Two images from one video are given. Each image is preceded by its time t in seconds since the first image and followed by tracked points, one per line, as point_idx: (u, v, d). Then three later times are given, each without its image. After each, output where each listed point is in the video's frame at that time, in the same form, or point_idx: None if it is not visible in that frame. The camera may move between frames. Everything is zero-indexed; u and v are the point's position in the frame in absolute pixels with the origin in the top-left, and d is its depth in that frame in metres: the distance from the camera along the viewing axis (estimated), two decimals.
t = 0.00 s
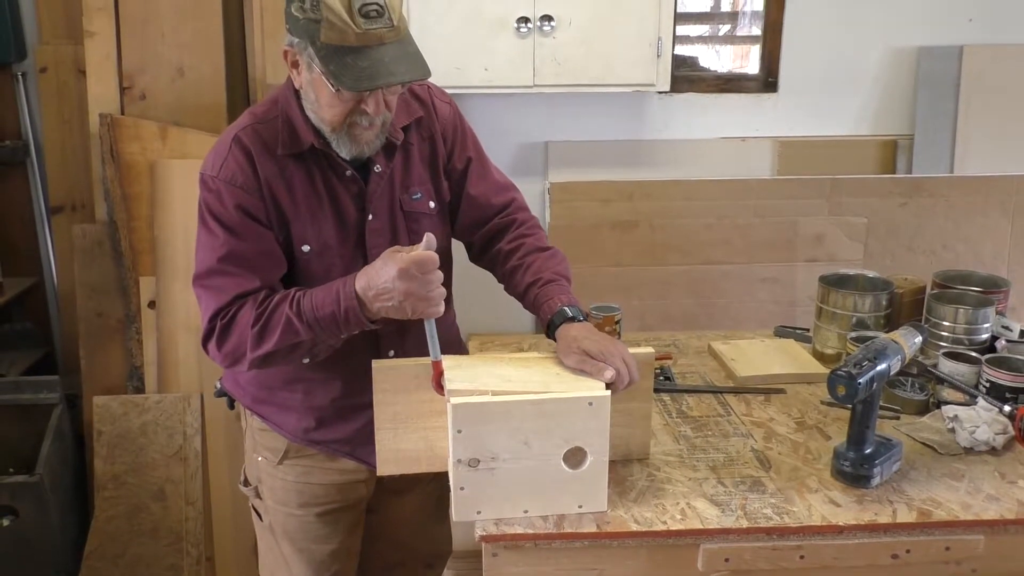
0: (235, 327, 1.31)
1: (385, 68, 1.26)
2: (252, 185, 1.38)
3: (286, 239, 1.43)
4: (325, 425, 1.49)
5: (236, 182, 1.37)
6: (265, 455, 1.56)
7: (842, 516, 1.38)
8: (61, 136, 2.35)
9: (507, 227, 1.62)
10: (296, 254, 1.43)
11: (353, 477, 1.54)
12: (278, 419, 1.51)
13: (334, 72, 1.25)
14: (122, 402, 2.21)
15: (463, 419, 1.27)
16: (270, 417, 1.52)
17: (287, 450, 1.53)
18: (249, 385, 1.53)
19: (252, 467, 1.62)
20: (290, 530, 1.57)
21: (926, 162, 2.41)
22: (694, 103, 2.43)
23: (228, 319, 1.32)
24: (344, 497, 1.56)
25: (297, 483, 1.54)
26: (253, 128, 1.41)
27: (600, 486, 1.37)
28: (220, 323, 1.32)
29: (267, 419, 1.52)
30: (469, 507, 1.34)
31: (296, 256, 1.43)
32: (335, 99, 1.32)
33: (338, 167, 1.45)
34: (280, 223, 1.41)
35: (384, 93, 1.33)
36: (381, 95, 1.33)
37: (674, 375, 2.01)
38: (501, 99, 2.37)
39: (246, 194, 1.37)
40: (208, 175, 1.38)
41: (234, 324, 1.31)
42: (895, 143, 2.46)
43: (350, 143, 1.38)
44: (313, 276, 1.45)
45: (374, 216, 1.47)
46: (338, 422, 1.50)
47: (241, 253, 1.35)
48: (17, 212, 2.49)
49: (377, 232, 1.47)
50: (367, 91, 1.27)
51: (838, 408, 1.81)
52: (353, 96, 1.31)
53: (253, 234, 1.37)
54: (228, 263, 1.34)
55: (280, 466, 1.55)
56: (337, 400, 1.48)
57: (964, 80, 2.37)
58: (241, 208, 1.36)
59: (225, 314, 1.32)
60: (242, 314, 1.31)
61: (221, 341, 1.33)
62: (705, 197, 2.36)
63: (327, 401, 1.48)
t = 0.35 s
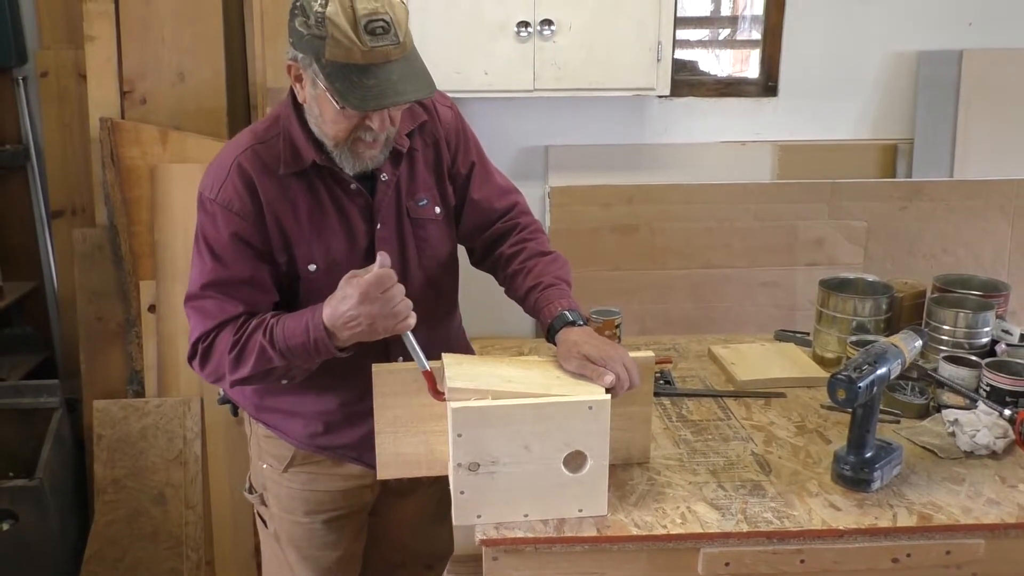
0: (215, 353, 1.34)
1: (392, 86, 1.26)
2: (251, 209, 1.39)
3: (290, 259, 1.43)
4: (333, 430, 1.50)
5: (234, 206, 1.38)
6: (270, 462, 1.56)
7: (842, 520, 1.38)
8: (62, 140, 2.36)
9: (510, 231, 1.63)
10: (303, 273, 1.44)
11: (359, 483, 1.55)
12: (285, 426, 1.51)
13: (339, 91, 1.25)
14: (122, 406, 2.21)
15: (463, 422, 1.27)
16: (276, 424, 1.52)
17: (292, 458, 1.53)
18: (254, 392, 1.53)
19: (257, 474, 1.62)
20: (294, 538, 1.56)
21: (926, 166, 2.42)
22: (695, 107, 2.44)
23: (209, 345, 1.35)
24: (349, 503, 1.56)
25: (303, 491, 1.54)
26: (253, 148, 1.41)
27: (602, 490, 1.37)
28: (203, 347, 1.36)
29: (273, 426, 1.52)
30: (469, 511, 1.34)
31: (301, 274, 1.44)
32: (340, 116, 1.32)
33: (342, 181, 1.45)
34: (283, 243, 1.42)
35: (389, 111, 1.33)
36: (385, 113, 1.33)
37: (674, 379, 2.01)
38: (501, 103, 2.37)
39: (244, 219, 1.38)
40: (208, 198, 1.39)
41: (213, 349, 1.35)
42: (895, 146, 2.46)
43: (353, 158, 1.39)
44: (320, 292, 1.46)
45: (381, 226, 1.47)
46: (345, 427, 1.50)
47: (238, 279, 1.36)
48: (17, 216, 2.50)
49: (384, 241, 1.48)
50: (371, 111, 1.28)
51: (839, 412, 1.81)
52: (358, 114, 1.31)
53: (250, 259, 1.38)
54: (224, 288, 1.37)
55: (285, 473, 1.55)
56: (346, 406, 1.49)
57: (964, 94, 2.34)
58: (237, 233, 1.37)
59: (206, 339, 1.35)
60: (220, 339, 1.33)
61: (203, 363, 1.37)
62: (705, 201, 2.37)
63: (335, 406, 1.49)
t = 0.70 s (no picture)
0: (213, 360, 1.35)
1: (376, 82, 1.26)
2: (238, 212, 1.39)
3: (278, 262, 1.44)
4: (329, 435, 1.50)
5: (222, 209, 1.38)
6: (267, 467, 1.56)
7: (843, 522, 1.38)
8: (63, 142, 2.36)
9: (507, 233, 1.62)
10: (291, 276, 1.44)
11: (355, 487, 1.55)
12: (279, 429, 1.51)
13: (325, 86, 1.25)
14: (122, 408, 2.21)
15: (463, 424, 1.27)
16: (271, 428, 1.51)
17: (289, 462, 1.53)
18: (248, 396, 1.53)
19: (254, 478, 1.62)
20: (291, 542, 1.57)
21: (926, 169, 2.42)
22: (695, 109, 2.44)
23: (207, 352, 1.36)
24: (346, 507, 1.56)
25: (299, 495, 1.54)
26: (240, 152, 1.41)
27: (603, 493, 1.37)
28: (203, 353, 1.37)
29: (268, 430, 1.52)
30: (470, 513, 1.34)
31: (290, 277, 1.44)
32: (326, 112, 1.31)
33: (329, 183, 1.45)
34: (272, 247, 1.42)
35: (375, 106, 1.33)
36: (371, 108, 1.32)
37: (674, 381, 2.01)
38: (501, 104, 2.37)
39: (232, 223, 1.39)
40: (198, 201, 1.40)
41: (212, 355, 1.36)
42: (895, 148, 2.46)
43: (342, 155, 1.37)
44: (310, 295, 1.46)
45: (371, 227, 1.47)
46: (340, 431, 1.50)
47: (225, 283, 1.37)
48: (17, 219, 2.50)
49: (374, 243, 1.48)
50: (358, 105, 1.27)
51: (839, 414, 1.81)
52: (345, 110, 1.30)
53: (238, 264, 1.39)
54: (213, 292, 1.37)
55: (281, 478, 1.54)
56: (341, 410, 1.49)
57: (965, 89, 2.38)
58: (225, 237, 1.38)
59: (206, 346, 1.36)
60: (219, 346, 1.35)
61: (205, 370, 1.38)
62: (706, 202, 2.37)
63: (330, 410, 1.49)
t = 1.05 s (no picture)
0: (227, 356, 1.34)
1: (364, 79, 1.26)
2: (234, 208, 1.39)
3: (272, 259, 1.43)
4: (321, 435, 1.50)
5: (217, 206, 1.38)
6: (261, 466, 1.57)
7: (843, 522, 1.38)
8: (63, 143, 2.36)
9: (503, 235, 1.62)
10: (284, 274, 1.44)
11: (349, 487, 1.55)
12: (272, 429, 1.52)
13: (313, 84, 1.25)
14: (123, 409, 2.21)
15: (464, 425, 1.27)
16: (264, 427, 1.52)
17: (282, 461, 1.54)
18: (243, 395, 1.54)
19: (248, 478, 1.63)
20: (285, 542, 1.58)
21: (926, 169, 2.42)
22: (695, 109, 2.44)
23: (220, 349, 1.35)
24: (339, 507, 1.57)
25: (293, 494, 1.55)
26: (234, 149, 1.41)
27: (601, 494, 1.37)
28: (214, 352, 1.36)
29: (261, 429, 1.53)
30: (470, 513, 1.34)
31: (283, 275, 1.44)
32: (315, 110, 1.31)
33: (323, 182, 1.45)
34: (265, 244, 1.42)
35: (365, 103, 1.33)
36: (361, 105, 1.32)
37: (675, 382, 2.00)
38: (502, 105, 2.38)
39: (228, 218, 1.39)
40: (194, 198, 1.40)
41: (226, 352, 1.35)
42: (894, 150, 2.45)
43: (334, 154, 1.38)
44: (303, 294, 1.46)
45: (363, 226, 1.47)
46: (332, 432, 1.50)
47: (220, 279, 1.37)
48: (17, 219, 2.50)
49: (366, 242, 1.48)
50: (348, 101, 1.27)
51: (839, 415, 1.81)
52: (334, 107, 1.30)
53: (233, 261, 1.38)
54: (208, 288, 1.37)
55: (274, 477, 1.55)
56: (333, 412, 1.49)
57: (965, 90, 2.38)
58: (221, 234, 1.38)
59: (218, 344, 1.35)
60: (233, 342, 1.34)
61: (216, 369, 1.37)
62: (706, 203, 2.37)
63: (323, 412, 1.49)
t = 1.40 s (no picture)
0: (207, 375, 1.35)
1: (356, 99, 1.26)
2: (227, 227, 1.39)
3: (267, 274, 1.44)
4: (317, 436, 1.50)
5: (210, 224, 1.38)
6: (257, 465, 1.58)
7: (844, 523, 1.38)
8: (63, 142, 2.36)
9: (502, 236, 1.62)
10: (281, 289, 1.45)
11: (344, 486, 1.55)
12: (269, 429, 1.52)
13: (304, 105, 1.25)
14: (122, 410, 2.21)
15: (464, 426, 1.27)
16: (261, 427, 1.52)
17: (278, 461, 1.53)
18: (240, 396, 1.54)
19: (245, 477, 1.64)
20: (281, 540, 1.58)
21: (925, 170, 2.43)
22: (695, 110, 2.44)
23: (201, 367, 1.37)
24: (334, 505, 1.57)
25: (287, 493, 1.55)
26: (227, 165, 1.40)
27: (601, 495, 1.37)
28: (198, 369, 1.37)
29: (258, 429, 1.53)
30: (470, 514, 1.34)
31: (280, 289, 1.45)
32: (309, 129, 1.31)
33: (318, 196, 1.45)
34: (259, 260, 1.43)
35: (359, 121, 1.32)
36: (355, 124, 1.32)
37: (675, 383, 2.00)
38: (502, 106, 2.38)
39: (221, 237, 1.39)
40: (186, 215, 1.40)
41: (205, 370, 1.36)
42: (896, 149, 2.47)
43: (329, 170, 1.38)
44: (300, 305, 1.48)
45: (360, 237, 1.48)
46: (329, 433, 1.50)
47: (213, 298, 1.38)
48: (17, 220, 2.50)
49: (364, 254, 1.49)
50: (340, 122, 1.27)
51: (840, 416, 1.81)
52: (327, 129, 1.30)
53: (225, 279, 1.39)
54: (198, 306, 1.38)
55: (269, 476, 1.56)
56: (330, 413, 1.49)
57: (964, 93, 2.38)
58: (215, 251, 1.39)
59: (198, 362, 1.37)
60: (211, 361, 1.35)
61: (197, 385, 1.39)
62: (706, 204, 2.37)
63: (320, 413, 1.49)
